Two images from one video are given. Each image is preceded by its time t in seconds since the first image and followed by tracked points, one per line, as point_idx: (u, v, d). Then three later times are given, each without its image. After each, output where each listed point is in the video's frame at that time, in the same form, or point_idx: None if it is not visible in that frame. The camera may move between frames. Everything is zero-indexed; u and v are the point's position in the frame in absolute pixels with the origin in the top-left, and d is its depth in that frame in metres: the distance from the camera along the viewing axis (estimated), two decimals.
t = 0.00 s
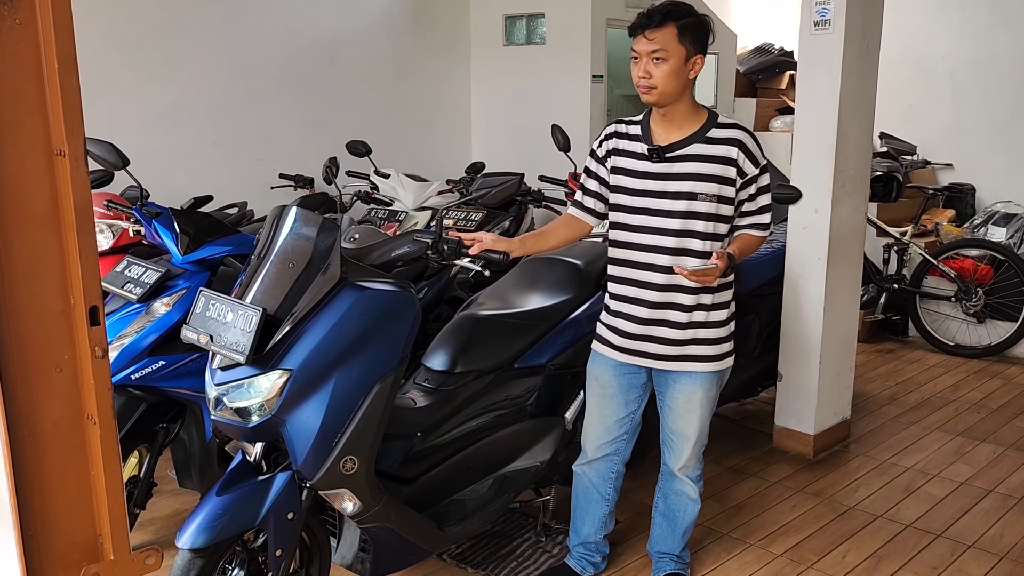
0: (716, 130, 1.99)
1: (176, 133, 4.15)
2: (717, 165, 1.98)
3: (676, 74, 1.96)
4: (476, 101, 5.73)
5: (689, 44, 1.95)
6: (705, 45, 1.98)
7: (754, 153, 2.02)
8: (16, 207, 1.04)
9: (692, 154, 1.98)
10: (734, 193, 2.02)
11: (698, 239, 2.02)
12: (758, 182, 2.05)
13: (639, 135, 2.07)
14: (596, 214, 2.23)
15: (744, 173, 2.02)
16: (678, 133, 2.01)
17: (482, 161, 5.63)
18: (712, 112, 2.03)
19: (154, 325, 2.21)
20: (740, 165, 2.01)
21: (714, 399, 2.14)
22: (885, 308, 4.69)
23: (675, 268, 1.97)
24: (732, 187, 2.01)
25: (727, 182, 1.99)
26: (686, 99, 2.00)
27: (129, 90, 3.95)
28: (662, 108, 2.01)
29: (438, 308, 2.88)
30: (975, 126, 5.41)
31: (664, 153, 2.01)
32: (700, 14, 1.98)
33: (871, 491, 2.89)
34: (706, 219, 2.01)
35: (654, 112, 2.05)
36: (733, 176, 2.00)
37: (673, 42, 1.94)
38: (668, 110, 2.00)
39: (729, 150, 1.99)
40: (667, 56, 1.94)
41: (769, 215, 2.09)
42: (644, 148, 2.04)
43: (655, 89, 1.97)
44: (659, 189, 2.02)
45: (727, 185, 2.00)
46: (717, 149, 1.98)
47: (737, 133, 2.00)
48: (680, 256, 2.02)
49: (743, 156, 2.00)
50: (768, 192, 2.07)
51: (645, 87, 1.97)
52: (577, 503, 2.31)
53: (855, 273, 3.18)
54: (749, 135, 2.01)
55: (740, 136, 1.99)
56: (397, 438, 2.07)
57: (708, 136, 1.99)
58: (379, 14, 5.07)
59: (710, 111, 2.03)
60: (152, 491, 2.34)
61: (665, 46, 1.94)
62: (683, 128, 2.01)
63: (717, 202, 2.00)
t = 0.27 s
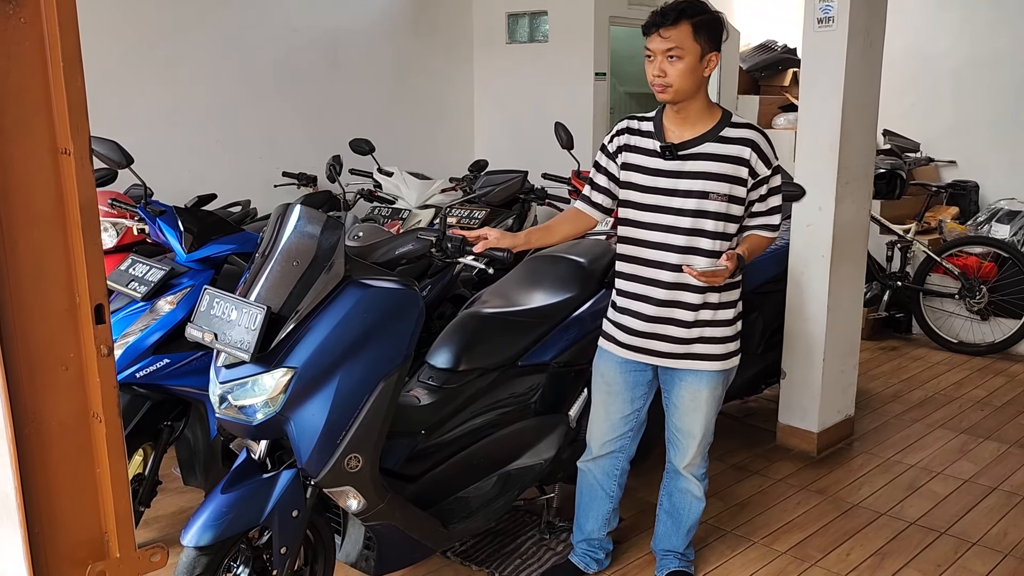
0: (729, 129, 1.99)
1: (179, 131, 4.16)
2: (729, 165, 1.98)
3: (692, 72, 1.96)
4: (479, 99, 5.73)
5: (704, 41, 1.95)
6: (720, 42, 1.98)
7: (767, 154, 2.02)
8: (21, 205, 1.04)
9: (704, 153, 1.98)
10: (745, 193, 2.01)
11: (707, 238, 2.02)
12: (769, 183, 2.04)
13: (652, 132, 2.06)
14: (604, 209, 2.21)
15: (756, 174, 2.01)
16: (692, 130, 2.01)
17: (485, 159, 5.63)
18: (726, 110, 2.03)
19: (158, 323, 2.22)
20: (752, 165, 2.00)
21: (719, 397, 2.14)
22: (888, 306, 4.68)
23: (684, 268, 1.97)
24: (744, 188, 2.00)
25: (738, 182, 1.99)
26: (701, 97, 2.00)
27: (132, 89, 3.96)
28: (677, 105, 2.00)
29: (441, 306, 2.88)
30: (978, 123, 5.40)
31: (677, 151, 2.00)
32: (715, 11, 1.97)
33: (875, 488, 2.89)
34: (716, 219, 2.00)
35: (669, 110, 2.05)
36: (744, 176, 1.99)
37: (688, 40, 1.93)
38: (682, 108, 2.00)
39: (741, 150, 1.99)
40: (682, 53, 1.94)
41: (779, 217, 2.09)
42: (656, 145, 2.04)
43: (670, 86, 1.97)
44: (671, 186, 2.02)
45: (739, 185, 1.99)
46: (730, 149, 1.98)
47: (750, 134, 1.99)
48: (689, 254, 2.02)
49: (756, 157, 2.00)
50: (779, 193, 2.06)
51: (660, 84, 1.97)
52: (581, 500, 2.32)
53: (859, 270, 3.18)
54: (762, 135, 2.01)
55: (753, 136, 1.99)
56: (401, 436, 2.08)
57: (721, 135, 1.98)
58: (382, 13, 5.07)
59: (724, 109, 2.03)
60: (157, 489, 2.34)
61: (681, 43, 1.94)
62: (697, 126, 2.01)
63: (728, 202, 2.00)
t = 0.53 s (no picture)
0: (742, 129, 1.99)
1: (184, 132, 4.16)
2: (741, 164, 1.98)
3: (702, 74, 1.95)
4: (482, 98, 5.73)
5: (715, 43, 1.94)
6: (731, 43, 1.97)
7: (778, 153, 2.02)
8: (27, 204, 1.05)
9: (716, 152, 1.98)
10: (756, 193, 2.02)
11: (718, 237, 2.01)
12: (780, 183, 2.04)
13: (662, 131, 2.05)
14: (612, 206, 2.19)
15: (767, 173, 2.01)
16: (704, 131, 2.00)
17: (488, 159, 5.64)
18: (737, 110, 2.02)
19: (163, 323, 2.22)
20: (764, 165, 2.01)
21: (724, 397, 2.14)
22: (892, 305, 4.67)
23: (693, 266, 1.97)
24: (755, 187, 2.01)
25: (750, 181, 1.99)
26: (712, 97, 1.99)
27: (136, 90, 3.96)
28: (688, 107, 2.00)
29: (446, 305, 2.88)
30: (983, 121, 5.39)
31: (688, 150, 2.00)
32: (726, 11, 1.96)
33: (879, 487, 2.88)
34: (728, 218, 2.00)
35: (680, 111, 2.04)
36: (756, 176, 2.00)
37: (699, 42, 1.93)
38: (693, 109, 1.99)
39: (753, 150, 1.99)
40: (693, 56, 1.93)
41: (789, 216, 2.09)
42: (667, 144, 2.04)
43: (681, 89, 1.96)
44: (682, 185, 2.02)
45: (750, 184, 2.00)
46: (742, 148, 1.98)
47: (762, 133, 1.99)
48: (700, 253, 2.02)
49: (767, 156, 2.00)
50: (790, 193, 2.06)
51: (671, 87, 1.97)
52: (585, 497, 2.32)
53: (863, 269, 3.17)
54: (774, 135, 2.01)
55: (764, 136, 1.99)
56: (405, 435, 2.08)
57: (733, 135, 1.98)
58: (385, 12, 5.07)
59: (736, 109, 2.02)
60: (162, 488, 2.35)
61: (691, 47, 1.93)
62: (708, 125, 2.00)
63: (740, 201, 2.00)
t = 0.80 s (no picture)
0: (746, 133, 2.00)
1: (184, 135, 4.17)
2: (744, 169, 1.99)
3: (710, 82, 1.95)
4: (482, 101, 5.74)
5: (722, 52, 1.95)
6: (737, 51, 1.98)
7: (781, 158, 2.03)
8: (29, 208, 1.05)
9: (720, 156, 1.99)
10: (758, 198, 2.03)
11: (720, 241, 2.02)
12: (782, 187, 2.05)
13: (666, 133, 2.05)
14: (616, 207, 2.19)
15: (769, 178, 2.02)
16: (709, 137, 2.00)
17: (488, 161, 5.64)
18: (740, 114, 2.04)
19: (164, 326, 2.22)
20: (767, 170, 2.02)
21: (723, 397, 2.15)
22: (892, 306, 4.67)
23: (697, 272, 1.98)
24: (757, 192, 2.02)
25: (752, 186, 2.00)
26: (718, 104, 2.00)
27: (136, 93, 3.97)
28: (694, 114, 2.00)
29: (446, 308, 2.88)
30: (982, 122, 5.40)
31: (693, 154, 2.00)
32: (731, 17, 1.96)
33: (879, 488, 2.89)
34: (731, 223, 2.02)
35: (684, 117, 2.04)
36: (758, 180, 2.01)
37: (707, 52, 1.93)
38: (699, 115, 2.00)
39: (757, 155, 2.00)
40: (700, 66, 1.94)
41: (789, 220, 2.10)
42: (672, 148, 2.04)
43: (688, 98, 1.96)
44: (685, 189, 2.02)
45: (753, 189, 2.01)
46: (746, 153, 1.99)
47: (766, 138, 2.00)
48: (702, 256, 2.03)
49: (770, 162, 2.01)
50: (791, 198, 2.07)
51: (677, 96, 1.96)
52: (584, 497, 2.32)
53: (862, 270, 3.18)
54: (776, 141, 2.02)
55: (768, 141, 2.00)
56: (405, 437, 2.08)
57: (737, 139, 1.99)
58: (385, 15, 5.08)
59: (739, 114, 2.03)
60: (163, 491, 2.35)
61: (699, 57, 1.93)
62: (713, 129, 2.01)
63: (742, 206, 2.01)
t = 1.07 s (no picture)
0: (747, 142, 2.00)
1: (180, 140, 4.17)
2: (745, 178, 1.99)
3: (717, 95, 1.95)
4: (478, 106, 5.75)
5: (730, 65, 1.95)
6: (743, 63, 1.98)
7: (781, 167, 2.03)
8: (24, 215, 1.05)
9: (722, 165, 1.99)
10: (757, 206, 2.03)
11: (718, 249, 2.03)
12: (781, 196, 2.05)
13: (667, 140, 2.05)
14: (612, 211, 2.19)
15: (769, 187, 2.03)
16: (712, 147, 2.00)
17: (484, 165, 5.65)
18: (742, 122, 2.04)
19: (160, 332, 2.23)
20: (767, 179, 2.02)
21: (717, 399, 2.15)
22: (888, 308, 4.68)
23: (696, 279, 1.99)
24: (757, 201, 2.02)
25: (752, 195, 2.01)
26: (722, 114, 2.00)
27: (132, 99, 3.97)
28: (697, 125, 2.00)
29: (442, 312, 2.88)
30: (977, 125, 5.41)
31: (694, 162, 2.00)
32: (739, 31, 1.96)
33: (876, 491, 2.89)
34: (730, 231, 2.02)
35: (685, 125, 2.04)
36: (759, 190, 2.01)
37: (715, 66, 1.93)
38: (702, 124, 2.00)
39: (757, 164, 2.00)
40: (708, 80, 1.94)
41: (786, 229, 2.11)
42: (672, 154, 2.03)
43: (695, 110, 1.96)
44: (685, 196, 2.02)
45: (752, 198, 2.01)
46: (747, 162, 1.99)
47: (767, 147, 2.01)
48: (699, 263, 2.03)
49: (771, 171, 2.01)
50: (790, 207, 2.07)
51: (684, 108, 1.96)
52: (580, 498, 2.32)
53: (858, 273, 3.19)
54: (777, 150, 2.03)
55: (769, 150, 2.01)
56: (400, 441, 2.08)
57: (738, 148, 1.99)
58: (382, 21, 5.09)
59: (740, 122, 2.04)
60: (159, 497, 2.35)
61: (707, 71, 1.93)
62: (716, 139, 2.01)
63: (741, 215, 2.01)
